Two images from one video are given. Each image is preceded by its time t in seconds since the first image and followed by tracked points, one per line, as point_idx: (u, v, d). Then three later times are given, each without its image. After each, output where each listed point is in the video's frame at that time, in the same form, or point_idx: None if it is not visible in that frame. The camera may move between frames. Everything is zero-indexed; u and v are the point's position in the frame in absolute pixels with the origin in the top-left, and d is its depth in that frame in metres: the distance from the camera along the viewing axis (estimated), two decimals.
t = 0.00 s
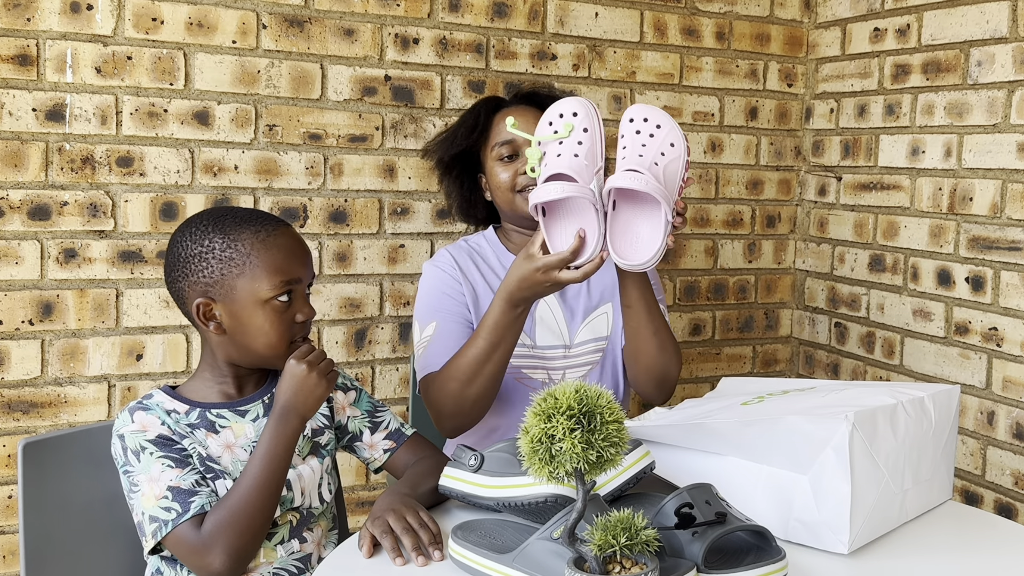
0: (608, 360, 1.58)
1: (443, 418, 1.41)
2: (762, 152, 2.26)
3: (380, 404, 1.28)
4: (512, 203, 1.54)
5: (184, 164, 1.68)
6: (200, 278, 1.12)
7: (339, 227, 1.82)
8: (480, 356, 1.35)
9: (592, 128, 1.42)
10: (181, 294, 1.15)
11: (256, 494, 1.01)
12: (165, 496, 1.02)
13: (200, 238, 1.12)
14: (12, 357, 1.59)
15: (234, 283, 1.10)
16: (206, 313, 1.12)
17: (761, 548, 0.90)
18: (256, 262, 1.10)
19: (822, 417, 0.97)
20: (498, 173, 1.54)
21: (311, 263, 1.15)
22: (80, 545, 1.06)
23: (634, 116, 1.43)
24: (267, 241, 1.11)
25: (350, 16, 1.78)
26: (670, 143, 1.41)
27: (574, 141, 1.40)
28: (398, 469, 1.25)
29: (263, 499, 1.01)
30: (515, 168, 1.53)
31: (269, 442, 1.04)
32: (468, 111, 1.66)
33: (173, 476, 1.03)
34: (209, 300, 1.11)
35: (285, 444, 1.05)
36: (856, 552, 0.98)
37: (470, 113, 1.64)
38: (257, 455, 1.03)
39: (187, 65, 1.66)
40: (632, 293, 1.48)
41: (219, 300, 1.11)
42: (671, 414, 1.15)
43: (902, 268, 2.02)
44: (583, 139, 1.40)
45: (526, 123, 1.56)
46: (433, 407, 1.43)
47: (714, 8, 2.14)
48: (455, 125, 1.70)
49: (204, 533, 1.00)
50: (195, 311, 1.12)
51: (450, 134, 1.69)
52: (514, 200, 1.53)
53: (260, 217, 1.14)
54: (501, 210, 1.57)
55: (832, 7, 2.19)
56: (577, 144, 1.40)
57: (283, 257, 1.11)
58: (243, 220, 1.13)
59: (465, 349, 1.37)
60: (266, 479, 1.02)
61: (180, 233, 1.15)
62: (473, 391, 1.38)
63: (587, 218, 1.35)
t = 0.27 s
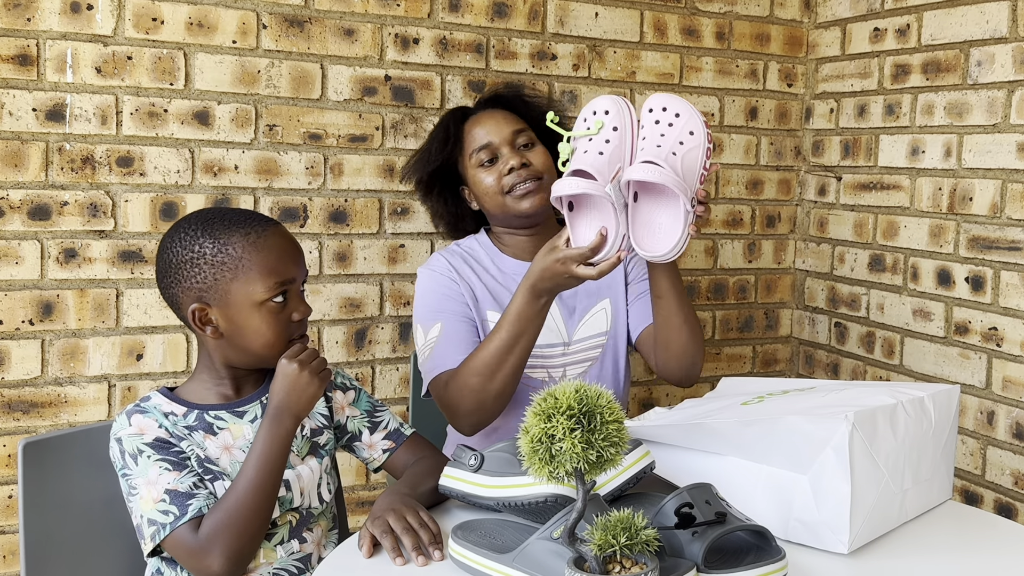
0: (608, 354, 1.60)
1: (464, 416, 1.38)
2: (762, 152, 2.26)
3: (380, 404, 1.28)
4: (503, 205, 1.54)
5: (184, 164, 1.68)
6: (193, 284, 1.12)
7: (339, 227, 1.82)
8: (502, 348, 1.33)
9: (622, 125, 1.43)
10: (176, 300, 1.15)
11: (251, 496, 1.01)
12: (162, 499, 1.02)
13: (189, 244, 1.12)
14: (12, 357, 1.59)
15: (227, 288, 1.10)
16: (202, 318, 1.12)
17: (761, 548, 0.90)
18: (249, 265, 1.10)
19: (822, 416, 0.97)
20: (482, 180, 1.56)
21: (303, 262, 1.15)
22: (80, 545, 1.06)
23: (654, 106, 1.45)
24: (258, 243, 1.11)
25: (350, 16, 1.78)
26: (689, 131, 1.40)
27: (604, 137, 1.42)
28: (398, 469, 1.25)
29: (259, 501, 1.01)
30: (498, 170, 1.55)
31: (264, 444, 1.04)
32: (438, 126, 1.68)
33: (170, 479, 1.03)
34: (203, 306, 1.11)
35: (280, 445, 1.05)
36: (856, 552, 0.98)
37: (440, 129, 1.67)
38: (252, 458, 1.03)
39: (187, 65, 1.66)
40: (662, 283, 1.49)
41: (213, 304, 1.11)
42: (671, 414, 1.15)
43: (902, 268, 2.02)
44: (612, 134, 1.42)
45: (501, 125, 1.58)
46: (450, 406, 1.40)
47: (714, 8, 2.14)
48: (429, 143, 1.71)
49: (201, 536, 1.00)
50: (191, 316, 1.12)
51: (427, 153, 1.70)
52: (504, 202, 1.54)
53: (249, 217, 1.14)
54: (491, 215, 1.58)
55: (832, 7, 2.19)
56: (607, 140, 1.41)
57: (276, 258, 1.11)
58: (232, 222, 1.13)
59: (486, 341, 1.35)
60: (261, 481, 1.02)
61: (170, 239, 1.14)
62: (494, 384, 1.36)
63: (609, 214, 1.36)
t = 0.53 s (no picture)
0: (607, 343, 1.62)
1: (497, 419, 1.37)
2: (762, 151, 2.26)
3: (380, 404, 1.28)
4: (499, 206, 1.54)
5: (184, 164, 1.68)
6: (191, 285, 1.12)
7: (339, 227, 1.82)
8: (533, 344, 1.33)
9: (659, 125, 1.43)
10: (176, 302, 1.15)
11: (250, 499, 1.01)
12: (160, 501, 1.02)
13: (187, 245, 1.12)
14: (12, 357, 1.60)
15: (226, 288, 1.10)
16: (201, 319, 1.12)
17: (761, 548, 0.90)
18: (247, 265, 1.10)
19: (822, 416, 0.97)
20: (471, 186, 1.55)
21: (301, 260, 1.15)
22: (80, 546, 1.06)
23: (689, 107, 1.44)
24: (255, 243, 1.11)
25: (350, 16, 1.78)
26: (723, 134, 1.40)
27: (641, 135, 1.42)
28: (397, 469, 1.25)
29: (256, 504, 1.01)
30: (485, 172, 1.55)
31: (263, 446, 1.04)
32: (403, 144, 1.65)
33: (169, 479, 1.03)
34: (202, 307, 1.12)
35: (279, 447, 1.05)
36: (856, 552, 0.98)
37: (411, 145, 1.62)
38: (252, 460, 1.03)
39: (187, 65, 1.66)
40: (693, 272, 1.52)
41: (212, 305, 1.11)
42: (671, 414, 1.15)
43: (902, 268, 2.02)
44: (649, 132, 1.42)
45: (474, 128, 1.59)
46: (481, 411, 1.40)
47: (714, 8, 2.14)
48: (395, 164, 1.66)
49: (197, 539, 1.00)
50: (190, 318, 1.12)
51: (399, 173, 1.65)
52: (501, 202, 1.54)
53: (246, 217, 1.14)
54: (484, 219, 1.58)
55: (832, 7, 2.19)
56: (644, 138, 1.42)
57: (274, 257, 1.11)
58: (228, 223, 1.13)
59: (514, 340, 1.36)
60: (260, 483, 1.02)
61: (167, 242, 1.14)
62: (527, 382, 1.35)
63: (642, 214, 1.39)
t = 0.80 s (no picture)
0: (595, 342, 1.61)
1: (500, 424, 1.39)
2: (762, 151, 2.26)
3: (380, 403, 1.28)
4: (490, 214, 1.55)
5: (184, 164, 1.68)
6: (192, 286, 1.12)
7: (339, 227, 1.82)
8: (542, 354, 1.34)
9: (672, 142, 1.43)
10: (177, 302, 1.15)
11: (249, 500, 1.01)
12: (158, 501, 1.02)
13: (188, 246, 1.12)
14: (12, 357, 1.60)
15: (227, 290, 1.10)
16: (202, 321, 1.12)
17: (761, 548, 0.90)
18: (248, 267, 1.10)
19: (822, 416, 0.97)
20: (461, 193, 1.55)
21: (303, 262, 1.15)
22: (79, 545, 1.06)
23: (701, 125, 1.45)
24: (256, 245, 1.11)
25: (350, 16, 1.78)
26: (734, 154, 1.41)
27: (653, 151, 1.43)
28: (398, 469, 1.25)
29: (255, 505, 1.01)
30: (477, 180, 1.54)
31: (263, 447, 1.04)
32: (388, 149, 1.62)
33: (168, 480, 1.03)
34: (203, 309, 1.12)
35: (279, 448, 1.04)
36: (856, 552, 0.98)
37: (401, 150, 1.60)
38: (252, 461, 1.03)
39: (187, 65, 1.66)
40: (699, 283, 1.54)
41: (213, 307, 1.11)
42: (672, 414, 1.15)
43: (902, 268, 2.02)
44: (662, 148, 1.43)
45: (465, 133, 1.57)
46: (483, 416, 1.41)
47: (714, 8, 2.14)
48: (382, 167, 1.64)
49: (196, 539, 1.00)
50: (191, 319, 1.12)
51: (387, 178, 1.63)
52: (493, 210, 1.54)
53: (248, 219, 1.14)
54: (473, 225, 1.58)
55: (832, 7, 2.19)
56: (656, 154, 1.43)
57: (275, 259, 1.11)
58: (230, 224, 1.13)
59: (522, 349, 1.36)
60: (259, 484, 1.02)
61: (168, 243, 1.14)
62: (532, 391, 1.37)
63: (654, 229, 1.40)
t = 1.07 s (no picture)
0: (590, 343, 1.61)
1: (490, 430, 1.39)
2: (762, 151, 2.26)
3: (380, 403, 1.28)
4: (479, 218, 1.54)
5: (184, 164, 1.68)
6: (192, 289, 1.12)
7: (339, 227, 1.82)
8: (533, 361, 1.34)
9: (667, 144, 1.42)
10: (177, 304, 1.15)
11: (247, 499, 1.01)
12: (158, 500, 1.02)
13: (187, 248, 1.12)
14: (12, 357, 1.60)
15: (226, 293, 1.10)
16: (200, 323, 1.12)
17: (761, 548, 0.91)
18: (247, 270, 1.10)
19: (822, 416, 0.97)
20: (450, 196, 1.54)
21: (302, 265, 1.15)
22: (79, 545, 1.06)
23: (695, 127, 1.44)
24: (255, 247, 1.11)
25: (350, 16, 1.78)
26: (728, 156, 1.41)
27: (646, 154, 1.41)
28: (398, 469, 1.25)
29: (254, 505, 1.01)
30: (465, 183, 1.54)
31: (261, 447, 1.04)
32: (381, 149, 1.63)
33: (168, 479, 1.03)
34: (202, 311, 1.12)
35: (277, 448, 1.05)
36: (856, 552, 0.98)
37: (391, 151, 1.60)
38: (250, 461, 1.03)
39: (187, 65, 1.66)
40: (686, 286, 1.54)
41: (212, 310, 1.11)
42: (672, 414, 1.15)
43: (902, 268, 2.02)
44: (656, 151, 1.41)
45: (457, 136, 1.57)
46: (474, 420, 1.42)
47: (714, 9, 2.14)
48: (374, 168, 1.65)
49: (196, 539, 1.00)
50: (189, 321, 1.12)
51: (378, 179, 1.64)
52: (481, 215, 1.53)
53: (247, 221, 1.14)
54: (463, 229, 1.57)
55: (832, 7, 2.19)
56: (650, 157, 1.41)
57: (275, 263, 1.11)
58: (229, 226, 1.13)
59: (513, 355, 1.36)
60: (258, 483, 1.02)
61: (167, 244, 1.15)
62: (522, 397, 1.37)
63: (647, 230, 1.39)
